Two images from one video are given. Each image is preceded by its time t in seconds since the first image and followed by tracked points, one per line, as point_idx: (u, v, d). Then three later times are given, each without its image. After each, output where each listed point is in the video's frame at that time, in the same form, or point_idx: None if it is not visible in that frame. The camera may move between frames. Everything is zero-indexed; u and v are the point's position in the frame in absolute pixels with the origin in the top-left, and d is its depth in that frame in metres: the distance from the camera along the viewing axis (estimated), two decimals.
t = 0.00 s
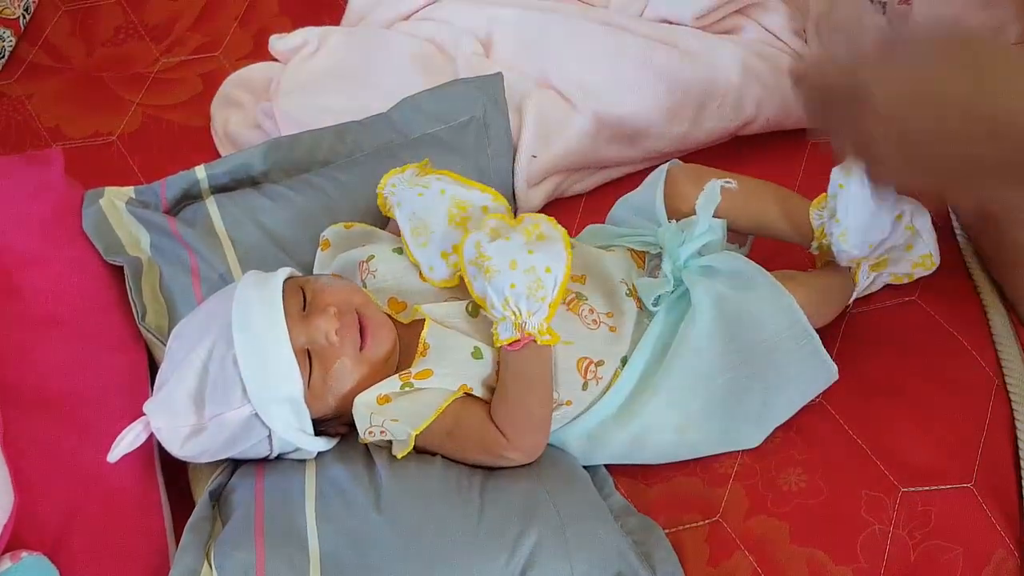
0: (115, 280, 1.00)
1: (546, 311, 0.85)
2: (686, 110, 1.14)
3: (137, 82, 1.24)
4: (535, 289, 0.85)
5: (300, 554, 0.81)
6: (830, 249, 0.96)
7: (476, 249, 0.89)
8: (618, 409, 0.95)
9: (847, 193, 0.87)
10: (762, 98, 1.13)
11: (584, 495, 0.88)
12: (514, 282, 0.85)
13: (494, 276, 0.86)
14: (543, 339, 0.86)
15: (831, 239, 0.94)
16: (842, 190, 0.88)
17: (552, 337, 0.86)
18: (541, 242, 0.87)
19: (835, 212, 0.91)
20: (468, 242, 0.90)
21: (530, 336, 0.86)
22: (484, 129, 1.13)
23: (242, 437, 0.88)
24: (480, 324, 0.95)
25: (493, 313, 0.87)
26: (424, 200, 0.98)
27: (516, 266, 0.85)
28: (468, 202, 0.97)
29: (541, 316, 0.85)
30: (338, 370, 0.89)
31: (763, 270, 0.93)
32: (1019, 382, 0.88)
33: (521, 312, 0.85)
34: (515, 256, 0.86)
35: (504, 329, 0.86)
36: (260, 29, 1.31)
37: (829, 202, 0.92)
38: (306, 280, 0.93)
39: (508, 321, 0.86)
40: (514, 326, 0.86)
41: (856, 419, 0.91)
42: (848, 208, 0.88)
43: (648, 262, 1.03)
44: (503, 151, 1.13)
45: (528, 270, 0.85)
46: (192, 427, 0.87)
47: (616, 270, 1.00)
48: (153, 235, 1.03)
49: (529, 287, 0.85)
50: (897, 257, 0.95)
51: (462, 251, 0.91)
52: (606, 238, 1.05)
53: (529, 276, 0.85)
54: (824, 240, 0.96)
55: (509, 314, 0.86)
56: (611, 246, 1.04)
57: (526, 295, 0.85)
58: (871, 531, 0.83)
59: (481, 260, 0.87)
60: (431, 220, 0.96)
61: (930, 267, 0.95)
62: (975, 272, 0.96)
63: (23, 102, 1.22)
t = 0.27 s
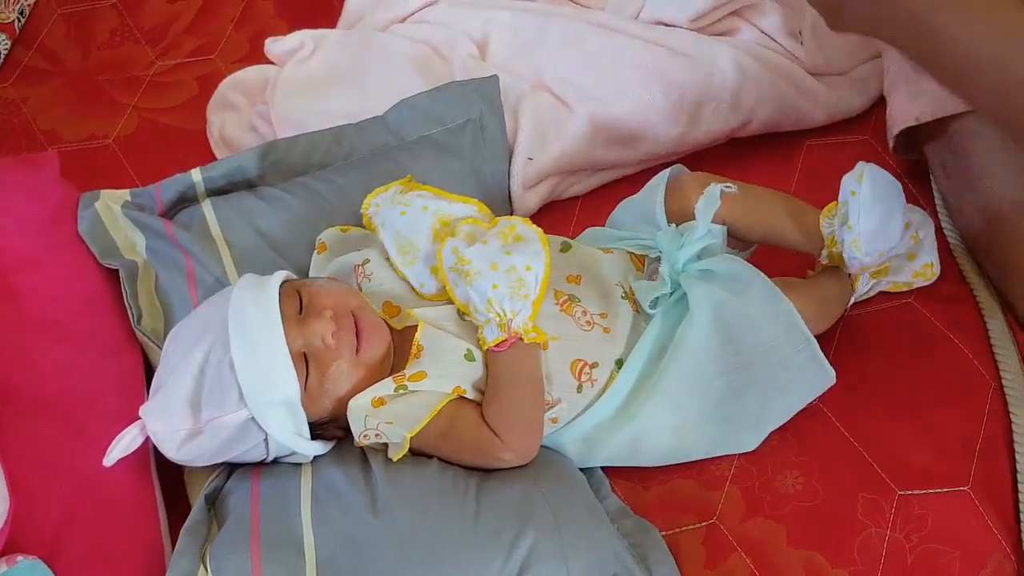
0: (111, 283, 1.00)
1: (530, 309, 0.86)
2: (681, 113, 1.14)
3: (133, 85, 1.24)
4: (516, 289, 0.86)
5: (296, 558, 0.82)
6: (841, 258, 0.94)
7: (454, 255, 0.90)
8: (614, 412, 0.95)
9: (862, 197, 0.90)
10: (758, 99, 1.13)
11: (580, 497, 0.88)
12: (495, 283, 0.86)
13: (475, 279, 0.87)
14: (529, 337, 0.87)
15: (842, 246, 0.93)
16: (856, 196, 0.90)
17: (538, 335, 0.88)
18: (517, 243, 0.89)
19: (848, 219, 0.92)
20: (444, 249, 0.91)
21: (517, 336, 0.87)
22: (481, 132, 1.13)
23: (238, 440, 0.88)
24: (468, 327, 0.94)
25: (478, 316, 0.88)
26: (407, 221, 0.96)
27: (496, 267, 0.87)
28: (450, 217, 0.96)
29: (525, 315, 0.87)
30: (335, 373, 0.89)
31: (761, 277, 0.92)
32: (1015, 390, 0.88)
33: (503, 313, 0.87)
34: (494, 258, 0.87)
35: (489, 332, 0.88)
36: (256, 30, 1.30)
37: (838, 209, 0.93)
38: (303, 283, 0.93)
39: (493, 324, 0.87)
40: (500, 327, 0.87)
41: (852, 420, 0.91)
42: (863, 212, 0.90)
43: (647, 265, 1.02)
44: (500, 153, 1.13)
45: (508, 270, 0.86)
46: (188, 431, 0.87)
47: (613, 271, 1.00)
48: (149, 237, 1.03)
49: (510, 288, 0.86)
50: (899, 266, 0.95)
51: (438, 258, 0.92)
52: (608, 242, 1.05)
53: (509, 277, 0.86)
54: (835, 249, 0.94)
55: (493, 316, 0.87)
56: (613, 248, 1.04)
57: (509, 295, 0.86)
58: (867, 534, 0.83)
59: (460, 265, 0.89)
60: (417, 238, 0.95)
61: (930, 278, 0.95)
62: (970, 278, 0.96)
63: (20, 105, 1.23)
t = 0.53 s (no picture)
0: (103, 285, 1.00)
1: (511, 306, 0.88)
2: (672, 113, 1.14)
3: (125, 87, 1.24)
4: (494, 288, 0.88)
5: (290, 560, 0.82)
6: (838, 264, 0.94)
7: (427, 260, 0.91)
8: (607, 412, 0.95)
9: (857, 201, 0.91)
10: (750, 99, 1.13)
11: (574, 497, 0.88)
12: (473, 284, 0.88)
13: (453, 282, 0.89)
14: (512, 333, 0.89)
15: (839, 252, 0.93)
16: (851, 201, 0.91)
17: (520, 330, 0.91)
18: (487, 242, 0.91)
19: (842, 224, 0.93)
20: (414, 254, 0.92)
21: (500, 333, 0.89)
22: (473, 134, 1.13)
23: (232, 443, 0.88)
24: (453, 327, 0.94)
25: (459, 318, 0.89)
26: (366, 235, 0.97)
27: (471, 267, 0.89)
28: (407, 222, 0.96)
29: (506, 312, 0.89)
30: (329, 375, 0.88)
31: (753, 274, 0.91)
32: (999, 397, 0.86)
33: (484, 313, 0.88)
34: (468, 259, 0.89)
35: (472, 332, 0.89)
36: (248, 31, 1.30)
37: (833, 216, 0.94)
38: (296, 286, 0.93)
39: (475, 324, 0.89)
40: (481, 326, 0.89)
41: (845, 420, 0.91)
42: (858, 216, 0.91)
43: (641, 265, 1.03)
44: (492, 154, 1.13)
45: (484, 270, 0.88)
46: (182, 434, 0.87)
47: (603, 271, 1.01)
48: (141, 240, 1.02)
49: (488, 287, 0.88)
50: (894, 272, 0.95)
51: (409, 264, 0.93)
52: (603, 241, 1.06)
53: (487, 276, 0.88)
54: (832, 255, 0.95)
55: (474, 317, 0.88)
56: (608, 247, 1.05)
57: (488, 293, 0.88)
58: (857, 530, 0.83)
59: (435, 268, 0.90)
60: (379, 251, 0.96)
61: (923, 281, 0.95)
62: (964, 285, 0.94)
63: (12, 107, 1.22)
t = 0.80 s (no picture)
0: (100, 284, 1.00)
1: (508, 303, 0.89)
2: (669, 112, 1.14)
3: (121, 85, 1.24)
4: (493, 284, 0.89)
5: (288, 558, 0.82)
6: (837, 262, 0.93)
7: (425, 255, 0.92)
8: (604, 409, 0.95)
9: (854, 197, 0.87)
10: (747, 98, 1.13)
11: (571, 494, 0.88)
12: (473, 281, 0.89)
13: (452, 279, 0.90)
14: (510, 329, 0.90)
15: (839, 250, 0.92)
16: (850, 197, 0.88)
17: (518, 326, 0.91)
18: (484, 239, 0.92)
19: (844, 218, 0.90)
20: (413, 248, 0.92)
21: (499, 329, 0.90)
22: (469, 132, 1.13)
23: (229, 441, 0.88)
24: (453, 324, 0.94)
25: (456, 315, 0.90)
26: (361, 226, 0.96)
27: (470, 264, 0.90)
28: (404, 214, 0.96)
29: (503, 309, 0.90)
30: (327, 372, 0.89)
31: (749, 270, 0.92)
32: (984, 394, 0.86)
33: (482, 310, 0.89)
34: (467, 257, 0.90)
35: (469, 329, 0.90)
36: (245, 29, 1.30)
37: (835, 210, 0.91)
38: (294, 284, 0.93)
39: (473, 321, 0.89)
40: (479, 323, 0.89)
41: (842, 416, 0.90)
42: (857, 213, 0.88)
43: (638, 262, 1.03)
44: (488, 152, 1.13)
45: (483, 267, 0.89)
46: (180, 431, 0.87)
47: (600, 267, 1.01)
48: (138, 238, 1.02)
49: (487, 284, 0.89)
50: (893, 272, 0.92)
51: (406, 259, 0.93)
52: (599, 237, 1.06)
53: (486, 273, 0.89)
54: (830, 254, 0.94)
55: (472, 313, 0.89)
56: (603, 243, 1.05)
57: (487, 290, 0.89)
58: (850, 523, 0.84)
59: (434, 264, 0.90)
60: (372, 241, 0.95)
61: (919, 281, 0.92)
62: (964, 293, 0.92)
63: (8, 106, 1.22)
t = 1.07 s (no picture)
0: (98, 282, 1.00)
1: (510, 302, 0.89)
2: (666, 110, 1.14)
3: (119, 83, 1.23)
4: (497, 283, 0.89)
5: (285, 555, 0.82)
6: (840, 261, 0.93)
7: (432, 249, 0.91)
8: (602, 407, 0.94)
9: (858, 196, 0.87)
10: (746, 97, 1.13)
11: (569, 492, 0.88)
12: (477, 279, 0.89)
13: (456, 276, 0.89)
14: (509, 329, 0.89)
15: (843, 248, 0.92)
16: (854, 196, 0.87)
17: (517, 326, 0.90)
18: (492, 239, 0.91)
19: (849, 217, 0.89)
20: (421, 241, 0.92)
21: (498, 328, 0.89)
22: (468, 131, 1.13)
23: (227, 439, 0.88)
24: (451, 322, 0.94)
25: (456, 313, 0.90)
26: (374, 213, 0.96)
27: (475, 263, 0.90)
28: (417, 206, 0.95)
29: (504, 308, 0.89)
30: (326, 369, 0.89)
31: (745, 265, 0.92)
32: (983, 391, 0.86)
33: (484, 308, 0.89)
34: (472, 254, 0.90)
35: (469, 328, 0.89)
36: (242, 27, 1.30)
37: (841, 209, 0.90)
38: (292, 282, 0.93)
39: (472, 319, 0.89)
40: (479, 321, 0.89)
41: (841, 413, 0.90)
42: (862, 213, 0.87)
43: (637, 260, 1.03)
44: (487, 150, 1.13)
45: (488, 265, 0.89)
46: (178, 429, 0.87)
47: (599, 264, 1.01)
48: (136, 236, 1.02)
49: (491, 282, 0.89)
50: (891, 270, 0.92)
51: (415, 251, 0.92)
52: (598, 235, 1.06)
53: (489, 271, 0.89)
54: (833, 253, 0.94)
55: (473, 311, 0.89)
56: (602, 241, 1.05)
57: (489, 288, 0.89)
58: (848, 520, 0.84)
59: (440, 260, 0.90)
60: (384, 226, 0.94)
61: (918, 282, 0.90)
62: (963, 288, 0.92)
63: (5, 104, 1.22)
